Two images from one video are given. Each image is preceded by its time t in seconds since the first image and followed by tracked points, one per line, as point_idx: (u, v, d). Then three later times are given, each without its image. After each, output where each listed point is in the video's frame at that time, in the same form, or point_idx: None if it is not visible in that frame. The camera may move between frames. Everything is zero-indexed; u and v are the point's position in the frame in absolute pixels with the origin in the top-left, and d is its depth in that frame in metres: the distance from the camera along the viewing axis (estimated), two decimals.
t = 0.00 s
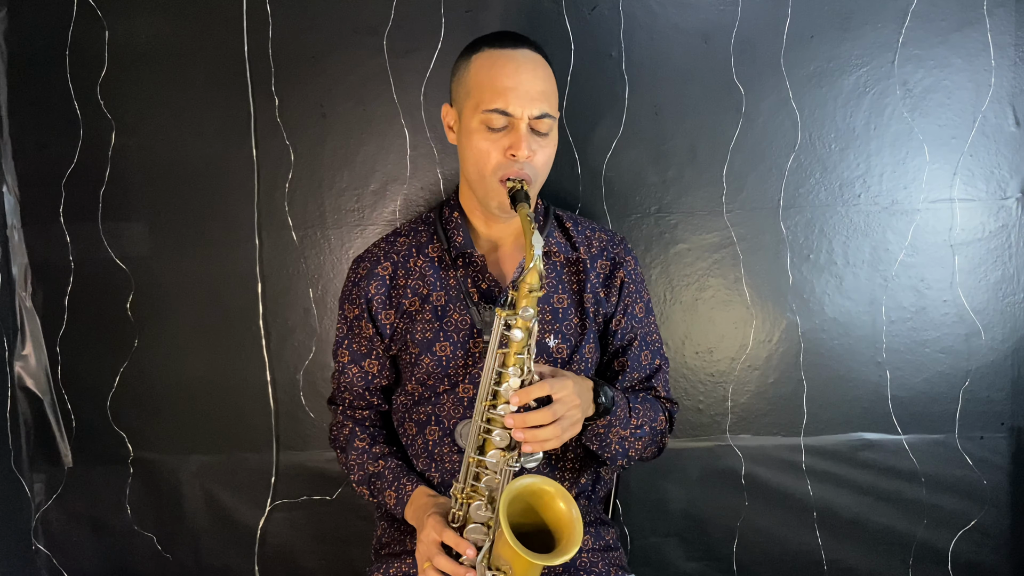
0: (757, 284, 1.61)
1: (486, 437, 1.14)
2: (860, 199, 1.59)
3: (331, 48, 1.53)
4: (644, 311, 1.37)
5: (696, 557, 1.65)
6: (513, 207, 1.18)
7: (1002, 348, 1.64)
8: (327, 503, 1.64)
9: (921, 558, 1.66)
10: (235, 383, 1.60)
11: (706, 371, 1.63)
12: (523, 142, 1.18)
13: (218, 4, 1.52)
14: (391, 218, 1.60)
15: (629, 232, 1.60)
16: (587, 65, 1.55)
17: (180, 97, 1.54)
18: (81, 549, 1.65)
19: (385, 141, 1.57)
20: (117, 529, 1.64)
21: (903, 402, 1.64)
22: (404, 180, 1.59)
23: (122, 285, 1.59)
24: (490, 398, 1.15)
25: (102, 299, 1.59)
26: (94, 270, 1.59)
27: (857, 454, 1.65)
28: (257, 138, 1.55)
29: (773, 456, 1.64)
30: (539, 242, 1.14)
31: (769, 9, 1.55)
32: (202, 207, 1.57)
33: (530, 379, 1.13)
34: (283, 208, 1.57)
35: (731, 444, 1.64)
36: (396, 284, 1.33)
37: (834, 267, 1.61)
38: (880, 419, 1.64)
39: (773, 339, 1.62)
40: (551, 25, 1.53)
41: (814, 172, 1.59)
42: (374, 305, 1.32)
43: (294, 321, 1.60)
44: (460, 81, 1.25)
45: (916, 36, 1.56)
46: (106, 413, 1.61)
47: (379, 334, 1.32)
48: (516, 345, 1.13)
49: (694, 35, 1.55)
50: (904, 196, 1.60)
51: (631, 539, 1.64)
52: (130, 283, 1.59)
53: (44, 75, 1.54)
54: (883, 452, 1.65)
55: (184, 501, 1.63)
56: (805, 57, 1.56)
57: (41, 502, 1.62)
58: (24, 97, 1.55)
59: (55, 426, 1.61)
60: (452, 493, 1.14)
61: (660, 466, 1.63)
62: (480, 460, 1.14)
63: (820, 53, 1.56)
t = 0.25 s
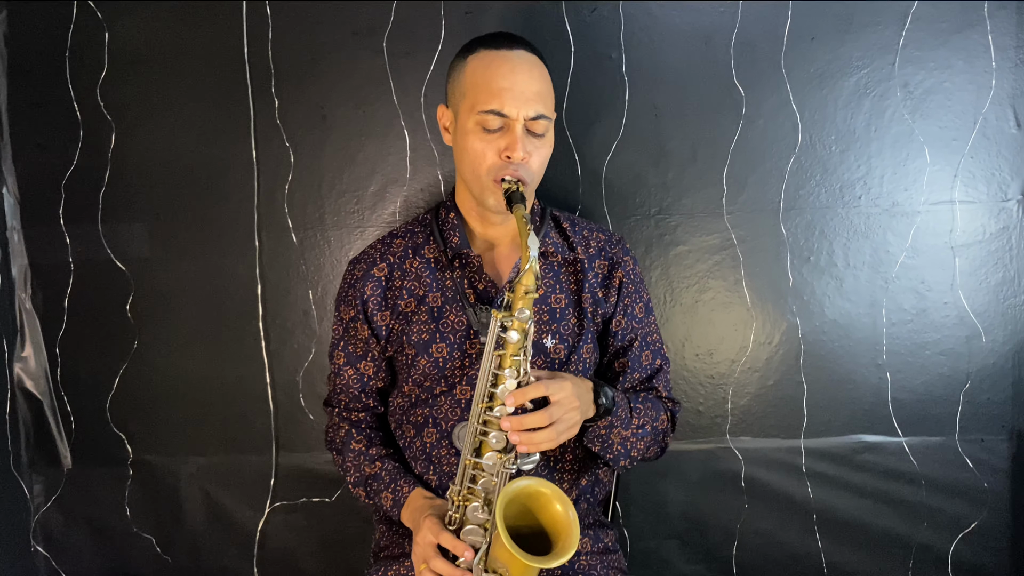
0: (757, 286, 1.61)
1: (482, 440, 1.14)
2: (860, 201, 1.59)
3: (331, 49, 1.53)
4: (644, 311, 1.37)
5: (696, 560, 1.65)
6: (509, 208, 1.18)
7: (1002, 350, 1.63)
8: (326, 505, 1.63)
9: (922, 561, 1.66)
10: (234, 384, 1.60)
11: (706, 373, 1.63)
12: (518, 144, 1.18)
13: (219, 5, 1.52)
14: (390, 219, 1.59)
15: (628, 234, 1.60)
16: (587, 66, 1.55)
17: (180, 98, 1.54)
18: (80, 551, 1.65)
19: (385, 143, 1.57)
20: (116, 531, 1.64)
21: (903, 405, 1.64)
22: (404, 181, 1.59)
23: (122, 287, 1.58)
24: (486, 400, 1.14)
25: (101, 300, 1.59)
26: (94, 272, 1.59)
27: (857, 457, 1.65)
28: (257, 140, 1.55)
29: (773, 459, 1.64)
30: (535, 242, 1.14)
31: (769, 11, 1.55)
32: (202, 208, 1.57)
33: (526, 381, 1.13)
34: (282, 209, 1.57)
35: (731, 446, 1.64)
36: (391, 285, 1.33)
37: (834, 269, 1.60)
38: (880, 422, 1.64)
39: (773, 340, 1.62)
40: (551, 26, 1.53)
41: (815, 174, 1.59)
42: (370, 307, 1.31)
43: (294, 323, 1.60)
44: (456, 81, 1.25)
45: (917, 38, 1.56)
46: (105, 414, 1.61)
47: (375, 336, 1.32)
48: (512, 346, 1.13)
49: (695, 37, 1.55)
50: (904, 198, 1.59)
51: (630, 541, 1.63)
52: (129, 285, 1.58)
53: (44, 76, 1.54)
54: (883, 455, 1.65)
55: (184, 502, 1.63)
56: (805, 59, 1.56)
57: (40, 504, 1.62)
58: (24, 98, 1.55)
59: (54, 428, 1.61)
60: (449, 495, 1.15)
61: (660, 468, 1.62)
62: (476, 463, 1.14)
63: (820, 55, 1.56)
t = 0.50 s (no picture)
0: (757, 290, 1.61)
1: (484, 445, 1.14)
2: (860, 205, 1.59)
3: (331, 52, 1.53)
4: (645, 316, 1.37)
5: (696, 563, 1.65)
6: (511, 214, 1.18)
7: (1002, 354, 1.63)
8: (326, 508, 1.63)
9: (921, 565, 1.66)
10: (234, 387, 1.60)
11: (706, 376, 1.63)
12: (520, 149, 1.18)
13: (219, 8, 1.52)
14: (390, 222, 1.59)
15: (629, 237, 1.60)
16: (588, 69, 1.55)
17: (180, 101, 1.54)
18: (79, 554, 1.64)
19: (385, 146, 1.57)
20: (116, 533, 1.64)
21: (903, 408, 1.64)
22: (405, 184, 1.59)
23: (122, 289, 1.58)
24: (489, 405, 1.14)
25: (101, 302, 1.59)
26: (94, 274, 1.59)
27: (857, 460, 1.65)
28: (257, 142, 1.55)
29: (772, 462, 1.64)
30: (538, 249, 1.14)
31: (769, 14, 1.55)
32: (202, 211, 1.57)
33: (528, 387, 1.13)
34: (283, 212, 1.57)
35: (731, 449, 1.64)
36: (392, 288, 1.33)
37: (834, 272, 1.61)
38: (880, 425, 1.64)
39: (774, 344, 1.62)
40: (551, 30, 1.53)
41: (815, 177, 1.59)
42: (371, 309, 1.31)
43: (294, 325, 1.60)
44: (460, 85, 1.26)
45: (916, 41, 1.56)
46: (105, 416, 1.61)
47: (376, 339, 1.32)
48: (515, 352, 1.13)
49: (695, 40, 1.55)
50: (904, 201, 1.60)
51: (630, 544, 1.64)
52: (129, 287, 1.58)
53: (44, 79, 1.54)
54: (882, 458, 1.65)
55: (183, 505, 1.62)
56: (805, 62, 1.56)
57: (39, 507, 1.62)
58: (24, 101, 1.55)
59: (54, 430, 1.61)
60: (451, 500, 1.15)
61: (660, 471, 1.62)
62: (478, 468, 1.14)
63: (820, 58, 1.56)
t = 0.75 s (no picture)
0: (758, 293, 1.61)
1: (486, 450, 1.14)
2: (861, 208, 1.59)
3: (332, 55, 1.54)
4: (646, 319, 1.37)
5: (697, 566, 1.64)
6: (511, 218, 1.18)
7: (1003, 357, 1.63)
8: (327, 510, 1.63)
9: (922, 568, 1.66)
10: (235, 389, 1.60)
11: (707, 379, 1.63)
12: (521, 153, 1.18)
13: (221, 12, 1.53)
14: (391, 225, 1.60)
15: (630, 241, 1.60)
16: (588, 73, 1.55)
17: (182, 104, 1.55)
18: (80, 557, 1.64)
19: (387, 149, 1.57)
20: (116, 536, 1.64)
21: (904, 411, 1.64)
22: (406, 187, 1.59)
23: (123, 292, 1.59)
24: (490, 410, 1.14)
25: (103, 305, 1.59)
26: (95, 277, 1.59)
27: (858, 463, 1.65)
28: (259, 145, 1.55)
29: (773, 465, 1.64)
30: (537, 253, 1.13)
31: (770, 17, 1.55)
32: (204, 213, 1.57)
33: (529, 391, 1.13)
34: (284, 215, 1.57)
35: (732, 453, 1.64)
36: (394, 292, 1.33)
37: (835, 276, 1.61)
38: (881, 428, 1.64)
39: (774, 348, 1.62)
40: (552, 33, 1.54)
41: (816, 180, 1.59)
42: (373, 314, 1.32)
43: (295, 328, 1.60)
44: (461, 88, 1.26)
45: (917, 45, 1.57)
46: (106, 419, 1.61)
47: (378, 343, 1.32)
48: (515, 357, 1.13)
49: (695, 44, 1.55)
50: (905, 204, 1.60)
51: (631, 547, 1.64)
52: (131, 290, 1.59)
53: (46, 81, 1.55)
54: (883, 461, 1.65)
55: (184, 508, 1.62)
56: (806, 66, 1.56)
57: (40, 509, 1.62)
58: (26, 103, 1.55)
59: (55, 433, 1.61)
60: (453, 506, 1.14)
61: (661, 475, 1.62)
62: (479, 473, 1.14)
63: (820, 62, 1.56)
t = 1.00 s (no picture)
0: (759, 294, 1.61)
1: (488, 450, 1.14)
2: (863, 209, 1.59)
3: (334, 56, 1.54)
4: (646, 319, 1.37)
5: (698, 567, 1.64)
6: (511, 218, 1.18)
7: (1005, 358, 1.63)
8: (328, 511, 1.63)
9: (924, 570, 1.66)
10: (237, 390, 1.60)
11: (709, 380, 1.63)
12: (521, 154, 1.18)
13: (223, 13, 1.53)
14: (393, 226, 1.60)
15: (631, 242, 1.60)
16: (590, 74, 1.55)
17: (184, 105, 1.55)
18: (82, 557, 1.65)
19: (388, 150, 1.57)
20: (118, 536, 1.64)
21: (906, 412, 1.64)
22: (408, 188, 1.59)
23: (125, 293, 1.59)
24: (491, 410, 1.15)
25: (105, 306, 1.59)
26: (97, 278, 1.59)
27: (860, 465, 1.64)
28: (261, 146, 1.55)
29: (775, 466, 1.64)
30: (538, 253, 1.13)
31: (772, 18, 1.55)
32: (206, 214, 1.57)
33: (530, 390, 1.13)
34: (286, 216, 1.57)
35: (733, 454, 1.64)
36: (394, 294, 1.33)
37: (837, 277, 1.61)
38: (883, 429, 1.64)
39: (776, 348, 1.62)
40: (554, 34, 1.53)
41: (818, 181, 1.59)
42: (373, 315, 1.32)
43: (297, 329, 1.60)
44: (461, 90, 1.26)
45: (919, 46, 1.56)
46: (108, 420, 1.61)
47: (378, 345, 1.32)
48: (516, 356, 1.13)
49: (697, 45, 1.55)
50: (906, 206, 1.60)
51: (632, 548, 1.63)
52: (133, 290, 1.59)
53: (49, 82, 1.55)
54: (885, 462, 1.64)
55: (186, 508, 1.63)
56: (808, 67, 1.56)
57: (42, 510, 1.62)
58: (28, 104, 1.56)
59: (57, 434, 1.61)
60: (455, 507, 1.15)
61: (663, 476, 1.62)
62: (482, 474, 1.15)
63: (822, 63, 1.56)
